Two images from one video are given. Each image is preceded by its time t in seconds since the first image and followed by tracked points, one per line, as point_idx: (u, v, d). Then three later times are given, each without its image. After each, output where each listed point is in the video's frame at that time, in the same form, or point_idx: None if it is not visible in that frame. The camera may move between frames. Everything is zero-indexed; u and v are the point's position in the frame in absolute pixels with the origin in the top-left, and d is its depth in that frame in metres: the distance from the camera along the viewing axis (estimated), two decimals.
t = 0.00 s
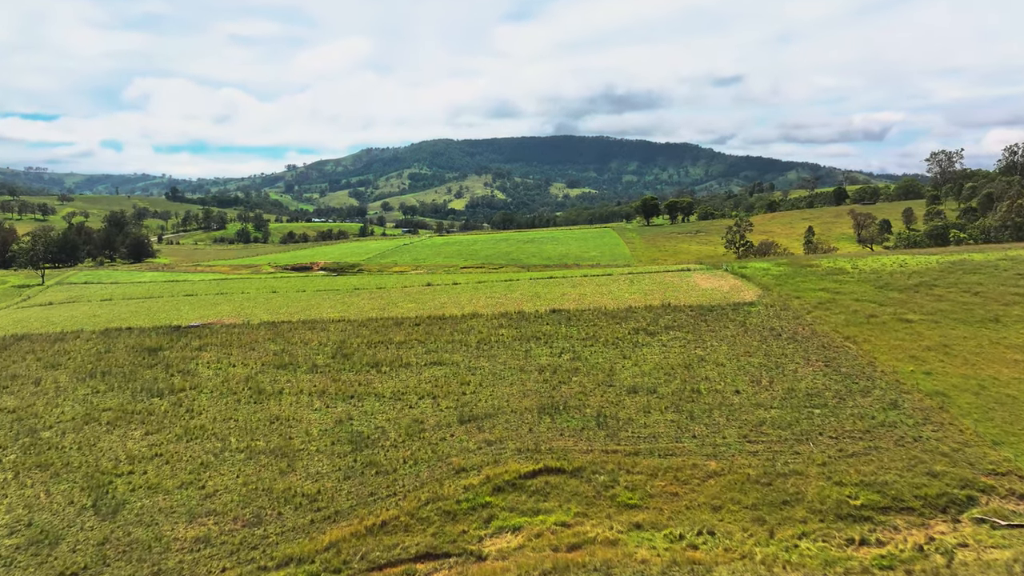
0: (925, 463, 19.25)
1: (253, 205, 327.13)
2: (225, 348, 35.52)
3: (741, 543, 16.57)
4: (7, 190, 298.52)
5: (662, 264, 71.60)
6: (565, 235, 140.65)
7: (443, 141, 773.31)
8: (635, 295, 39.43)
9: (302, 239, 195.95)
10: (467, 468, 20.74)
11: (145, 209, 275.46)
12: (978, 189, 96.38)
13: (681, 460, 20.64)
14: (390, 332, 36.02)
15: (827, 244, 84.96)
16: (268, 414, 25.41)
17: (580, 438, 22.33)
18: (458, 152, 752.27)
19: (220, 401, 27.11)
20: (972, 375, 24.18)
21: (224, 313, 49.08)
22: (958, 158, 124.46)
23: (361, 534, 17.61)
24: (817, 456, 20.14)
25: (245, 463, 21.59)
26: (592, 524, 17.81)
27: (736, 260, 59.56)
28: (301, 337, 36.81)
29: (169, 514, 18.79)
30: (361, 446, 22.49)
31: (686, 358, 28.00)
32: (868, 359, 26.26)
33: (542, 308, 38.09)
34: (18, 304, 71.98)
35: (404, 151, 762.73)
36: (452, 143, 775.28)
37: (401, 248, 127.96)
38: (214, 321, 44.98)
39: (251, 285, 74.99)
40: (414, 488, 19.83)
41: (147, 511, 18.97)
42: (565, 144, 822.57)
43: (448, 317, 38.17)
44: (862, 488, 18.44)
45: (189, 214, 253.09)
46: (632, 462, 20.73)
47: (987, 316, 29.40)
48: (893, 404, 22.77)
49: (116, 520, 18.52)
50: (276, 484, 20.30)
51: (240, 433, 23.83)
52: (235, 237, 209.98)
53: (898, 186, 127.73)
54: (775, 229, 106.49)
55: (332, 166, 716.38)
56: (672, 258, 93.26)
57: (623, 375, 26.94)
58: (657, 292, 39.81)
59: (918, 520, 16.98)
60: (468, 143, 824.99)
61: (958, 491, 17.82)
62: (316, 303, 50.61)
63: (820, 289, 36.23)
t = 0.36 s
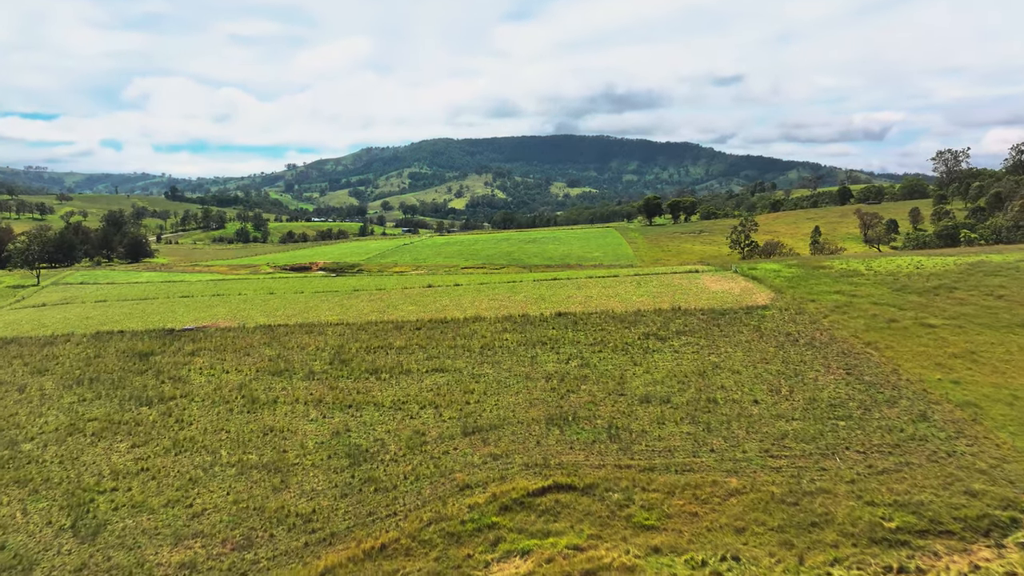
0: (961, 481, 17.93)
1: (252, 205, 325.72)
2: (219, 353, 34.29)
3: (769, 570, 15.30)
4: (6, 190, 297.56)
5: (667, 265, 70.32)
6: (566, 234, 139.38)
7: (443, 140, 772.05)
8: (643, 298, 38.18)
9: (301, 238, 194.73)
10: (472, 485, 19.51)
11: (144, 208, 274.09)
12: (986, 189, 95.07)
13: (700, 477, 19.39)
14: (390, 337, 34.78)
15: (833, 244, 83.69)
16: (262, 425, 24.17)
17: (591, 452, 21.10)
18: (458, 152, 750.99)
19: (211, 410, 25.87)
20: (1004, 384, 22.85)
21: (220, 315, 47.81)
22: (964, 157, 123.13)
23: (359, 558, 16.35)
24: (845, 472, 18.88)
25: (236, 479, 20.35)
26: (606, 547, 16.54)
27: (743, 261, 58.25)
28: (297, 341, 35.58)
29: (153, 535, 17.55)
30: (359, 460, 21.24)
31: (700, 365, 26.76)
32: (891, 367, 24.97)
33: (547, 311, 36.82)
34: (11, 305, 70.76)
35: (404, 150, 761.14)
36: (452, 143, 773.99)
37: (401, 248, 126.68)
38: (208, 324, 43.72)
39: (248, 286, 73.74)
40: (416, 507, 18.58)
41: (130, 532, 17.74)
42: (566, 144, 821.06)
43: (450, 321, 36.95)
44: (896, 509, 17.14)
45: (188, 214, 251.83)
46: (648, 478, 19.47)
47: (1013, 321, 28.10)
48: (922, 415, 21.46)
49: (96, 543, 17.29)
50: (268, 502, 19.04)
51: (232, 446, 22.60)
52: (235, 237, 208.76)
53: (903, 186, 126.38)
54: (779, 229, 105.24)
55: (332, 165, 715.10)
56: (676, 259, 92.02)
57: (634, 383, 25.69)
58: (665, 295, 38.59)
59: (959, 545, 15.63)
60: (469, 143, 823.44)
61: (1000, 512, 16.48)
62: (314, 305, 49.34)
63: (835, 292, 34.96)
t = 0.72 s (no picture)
0: (1005, 501, 16.54)
1: (251, 204, 324.15)
2: (213, 359, 33.04)
3: None
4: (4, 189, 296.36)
5: (673, 266, 69.00)
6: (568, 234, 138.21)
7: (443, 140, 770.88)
8: (652, 301, 36.92)
9: (301, 238, 193.53)
10: (478, 505, 18.25)
11: (143, 208, 272.61)
12: (994, 188, 93.77)
13: (722, 496, 18.10)
14: (390, 341, 33.52)
15: (840, 244, 82.43)
16: (255, 437, 22.90)
17: (605, 469, 19.83)
18: (458, 151, 749.62)
19: (202, 421, 24.60)
20: None
21: (215, 318, 46.59)
22: (970, 156, 121.86)
23: None
24: (878, 492, 17.55)
25: (226, 498, 19.08)
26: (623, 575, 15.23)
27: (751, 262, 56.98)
28: (294, 346, 34.32)
29: (135, 561, 16.28)
30: (357, 477, 19.97)
31: (716, 373, 25.49)
32: (918, 376, 23.63)
33: (553, 315, 35.54)
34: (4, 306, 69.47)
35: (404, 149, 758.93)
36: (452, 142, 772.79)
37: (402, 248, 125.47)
38: (203, 327, 42.47)
39: (246, 287, 72.44)
40: (418, 529, 17.30)
41: (109, 558, 16.46)
42: (566, 143, 819.81)
43: (453, 325, 35.68)
44: (936, 533, 15.78)
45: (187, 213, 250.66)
46: (666, 497, 18.20)
47: None
48: (956, 428, 20.11)
49: (72, 570, 16.03)
50: (260, 523, 17.77)
51: (224, 460, 21.36)
52: (234, 237, 207.62)
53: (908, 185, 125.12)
54: (784, 229, 104.01)
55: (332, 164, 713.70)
56: (680, 260, 90.74)
57: (647, 393, 24.44)
58: (675, 298, 37.33)
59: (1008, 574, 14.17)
60: (469, 142, 822.04)
61: None
62: (312, 308, 48.08)
63: (852, 296, 33.67)
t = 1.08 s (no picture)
0: None
1: (250, 203, 323.71)
2: (206, 365, 31.75)
3: None
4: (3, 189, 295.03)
5: (678, 267, 67.66)
6: (570, 234, 136.91)
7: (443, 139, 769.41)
8: (661, 304, 35.66)
9: (300, 238, 192.23)
10: (485, 528, 16.95)
11: (141, 207, 271.28)
12: (1002, 187, 92.44)
13: (747, 518, 16.78)
14: (390, 347, 32.23)
15: (847, 245, 81.14)
16: (247, 451, 21.64)
17: (620, 487, 18.55)
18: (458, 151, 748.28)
19: (193, 433, 23.34)
20: None
21: (210, 322, 45.31)
22: (976, 155, 120.58)
23: None
24: (917, 514, 16.21)
25: (214, 519, 17.80)
26: None
27: (759, 263, 55.60)
28: (290, 351, 33.03)
29: None
30: (355, 495, 18.67)
31: (733, 382, 24.23)
32: (949, 386, 22.30)
33: (559, 320, 34.23)
34: None
35: (404, 148, 757.51)
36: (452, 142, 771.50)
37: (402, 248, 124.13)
38: (198, 331, 41.18)
39: (243, 288, 71.09)
40: (420, 555, 16.01)
41: None
42: (566, 143, 818.44)
43: (455, 329, 34.40)
44: (985, 562, 14.42)
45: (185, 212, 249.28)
46: (687, 519, 16.88)
47: None
48: (995, 444, 18.74)
49: None
50: (250, 548, 16.48)
51: (214, 476, 20.09)
52: (233, 237, 206.37)
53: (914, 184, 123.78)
54: (789, 229, 102.75)
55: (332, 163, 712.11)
56: (684, 261, 89.39)
57: (661, 404, 23.16)
58: (685, 301, 36.03)
59: None
60: (469, 142, 820.68)
61: None
62: (310, 310, 46.74)
63: (871, 299, 32.38)
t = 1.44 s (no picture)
0: None
1: (250, 203, 322.79)
2: (198, 372, 30.43)
3: None
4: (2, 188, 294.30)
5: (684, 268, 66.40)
6: (571, 233, 135.68)
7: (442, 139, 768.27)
8: (671, 308, 34.38)
9: (299, 237, 191.04)
10: (493, 555, 15.64)
11: (140, 207, 269.92)
12: (1011, 186, 91.11)
13: (778, 544, 15.40)
14: (391, 353, 30.93)
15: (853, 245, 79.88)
16: (239, 467, 20.33)
17: (637, 509, 17.23)
18: (458, 150, 747.07)
19: (182, 446, 22.03)
20: None
21: (205, 325, 44.04)
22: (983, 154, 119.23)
23: None
24: (964, 541, 14.82)
25: (201, 544, 16.48)
26: None
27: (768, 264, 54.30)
28: (287, 357, 31.74)
29: None
30: (353, 517, 17.36)
31: (753, 392, 22.94)
32: (984, 398, 20.95)
33: (566, 324, 32.93)
34: None
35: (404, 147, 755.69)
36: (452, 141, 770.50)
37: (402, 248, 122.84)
38: (192, 335, 39.85)
39: (240, 289, 69.79)
40: None
41: None
42: (566, 142, 817.14)
43: (459, 334, 33.12)
44: None
45: (184, 211, 248.11)
46: (712, 545, 15.53)
47: None
48: None
49: None
50: None
51: (202, 495, 18.79)
52: (232, 236, 205.23)
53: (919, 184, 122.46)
54: (794, 228, 101.50)
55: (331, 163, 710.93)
56: (688, 261, 87.99)
57: (678, 416, 21.87)
58: (696, 304, 34.69)
59: None
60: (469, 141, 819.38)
61: None
62: (307, 313, 45.41)
63: (891, 303, 31.05)
